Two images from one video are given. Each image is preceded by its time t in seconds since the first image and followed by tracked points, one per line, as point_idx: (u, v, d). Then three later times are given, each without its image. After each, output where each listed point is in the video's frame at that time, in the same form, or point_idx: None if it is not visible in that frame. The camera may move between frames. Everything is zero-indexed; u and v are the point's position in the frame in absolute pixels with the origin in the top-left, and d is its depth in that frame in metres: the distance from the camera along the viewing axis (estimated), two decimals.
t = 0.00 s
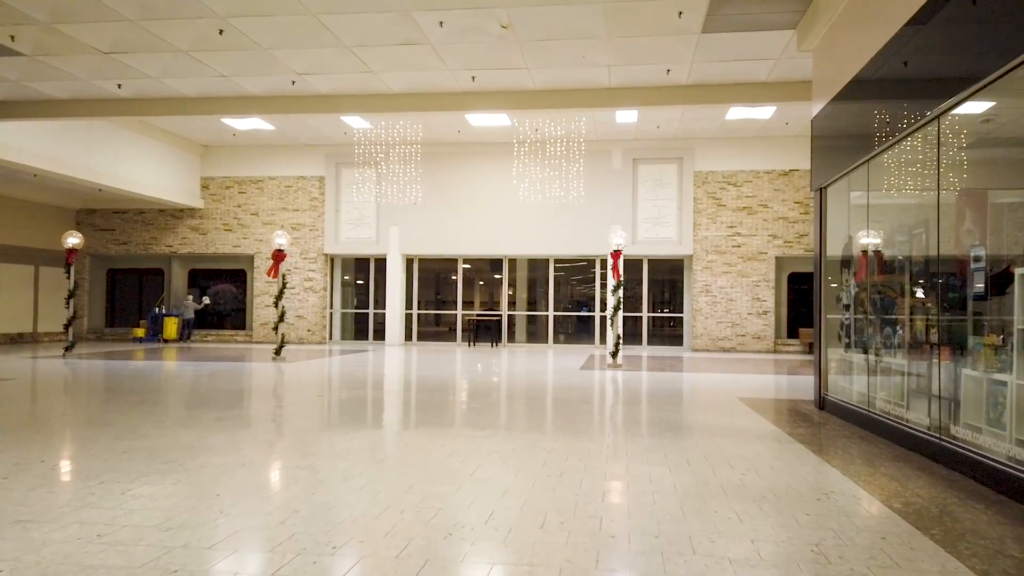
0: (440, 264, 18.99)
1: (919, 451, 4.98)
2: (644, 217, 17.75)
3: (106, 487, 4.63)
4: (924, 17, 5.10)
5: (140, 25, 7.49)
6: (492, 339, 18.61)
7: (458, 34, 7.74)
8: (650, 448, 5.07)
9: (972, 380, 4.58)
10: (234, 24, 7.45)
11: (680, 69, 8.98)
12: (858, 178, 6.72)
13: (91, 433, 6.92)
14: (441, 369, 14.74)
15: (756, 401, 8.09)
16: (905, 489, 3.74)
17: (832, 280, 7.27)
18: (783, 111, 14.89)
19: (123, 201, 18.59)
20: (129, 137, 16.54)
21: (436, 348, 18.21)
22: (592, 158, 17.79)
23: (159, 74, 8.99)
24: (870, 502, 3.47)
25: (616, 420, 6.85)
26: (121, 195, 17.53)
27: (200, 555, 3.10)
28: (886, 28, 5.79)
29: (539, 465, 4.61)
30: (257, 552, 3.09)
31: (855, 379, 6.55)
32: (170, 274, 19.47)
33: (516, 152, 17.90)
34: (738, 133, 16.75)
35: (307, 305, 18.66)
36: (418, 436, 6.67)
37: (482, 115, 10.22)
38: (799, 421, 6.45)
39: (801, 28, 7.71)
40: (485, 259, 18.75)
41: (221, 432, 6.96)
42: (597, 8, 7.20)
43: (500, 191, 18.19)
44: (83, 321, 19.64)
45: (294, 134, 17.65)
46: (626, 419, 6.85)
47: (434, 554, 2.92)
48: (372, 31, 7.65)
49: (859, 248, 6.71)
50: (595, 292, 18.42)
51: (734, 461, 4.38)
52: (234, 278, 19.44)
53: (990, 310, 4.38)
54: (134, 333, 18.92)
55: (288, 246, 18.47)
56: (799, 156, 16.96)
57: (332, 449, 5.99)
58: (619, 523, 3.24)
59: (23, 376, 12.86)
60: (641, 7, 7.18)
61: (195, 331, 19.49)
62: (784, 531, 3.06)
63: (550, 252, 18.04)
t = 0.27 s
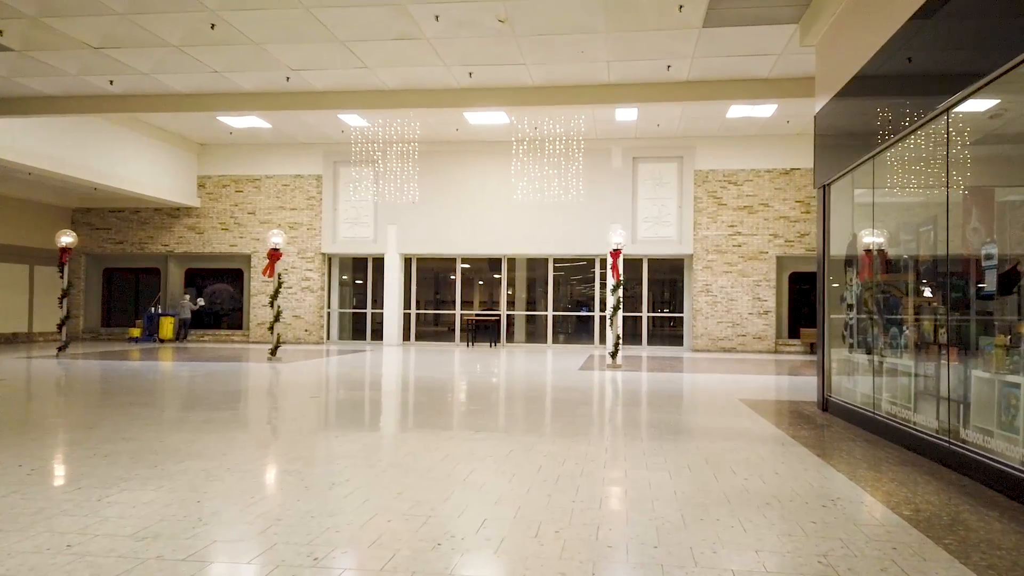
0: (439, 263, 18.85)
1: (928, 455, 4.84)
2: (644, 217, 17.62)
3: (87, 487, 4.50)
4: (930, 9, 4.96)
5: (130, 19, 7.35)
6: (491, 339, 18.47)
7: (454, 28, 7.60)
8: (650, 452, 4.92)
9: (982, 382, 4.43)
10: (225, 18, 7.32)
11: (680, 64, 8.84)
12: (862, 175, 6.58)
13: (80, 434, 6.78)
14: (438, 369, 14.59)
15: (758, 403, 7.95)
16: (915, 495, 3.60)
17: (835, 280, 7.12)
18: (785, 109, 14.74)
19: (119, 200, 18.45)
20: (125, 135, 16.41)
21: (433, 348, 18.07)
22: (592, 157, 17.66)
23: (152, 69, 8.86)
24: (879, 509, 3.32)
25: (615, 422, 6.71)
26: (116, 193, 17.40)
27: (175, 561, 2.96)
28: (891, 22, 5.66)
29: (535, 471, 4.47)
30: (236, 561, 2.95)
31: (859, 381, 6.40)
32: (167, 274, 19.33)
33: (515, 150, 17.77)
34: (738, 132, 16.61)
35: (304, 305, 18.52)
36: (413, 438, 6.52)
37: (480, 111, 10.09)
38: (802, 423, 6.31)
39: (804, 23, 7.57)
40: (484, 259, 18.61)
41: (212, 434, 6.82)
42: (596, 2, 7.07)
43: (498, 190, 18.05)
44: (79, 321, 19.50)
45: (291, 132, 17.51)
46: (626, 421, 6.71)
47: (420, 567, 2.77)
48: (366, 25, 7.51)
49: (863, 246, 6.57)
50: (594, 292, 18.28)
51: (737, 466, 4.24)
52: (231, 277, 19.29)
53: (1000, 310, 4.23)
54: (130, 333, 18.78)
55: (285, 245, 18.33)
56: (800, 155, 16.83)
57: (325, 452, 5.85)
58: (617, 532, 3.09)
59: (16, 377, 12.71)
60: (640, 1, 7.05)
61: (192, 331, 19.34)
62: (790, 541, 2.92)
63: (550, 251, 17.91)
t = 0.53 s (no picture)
0: (436, 262, 18.68)
1: (936, 458, 4.67)
2: (643, 215, 17.45)
3: (62, 491, 4.34)
4: None
5: (115, 11, 7.19)
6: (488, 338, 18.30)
7: (448, 19, 7.43)
8: (648, 455, 4.75)
9: (992, 382, 4.26)
10: (213, 9, 7.15)
11: (679, 58, 8.69)
12: (866, 170, 6.42)
13: (62, 435, 6.61)
14: (435, 369, 14.41)
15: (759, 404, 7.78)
16: (925, 501, 3.43)
17: (838, 277, 6.96)
18: (785, 105, 14.57)
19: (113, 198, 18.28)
20: (118, 132, 16.23)
21: (430, 348, 17.89)
22: (590, 154, 17.50)
23: (140, 63, 8.70)
24: (886, 517, 3.16)
25: (612, 423, 6.54)
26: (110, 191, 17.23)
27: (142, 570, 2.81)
28: (895, 11, 5.49)
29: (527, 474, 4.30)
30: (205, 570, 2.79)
31: (862, 381, 6.23)
32: (161, 273, 19.16)
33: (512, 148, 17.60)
34: (738, 129, 16.44)
35: (299, 304, 18.34)
36: (405, 439, 6.36)
37: (475, 107, 9.93)
38: (803, 424, 6.15)
39: (805, 15, 7.41)
40: (482, 258, 18.44)
41: (198, 435, 6.65)
42: None
43: (496, 188, 17.88)
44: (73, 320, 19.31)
45: (286, 130, 17.33)
46: (623, 422, 6.54)
47: None
48: (357, 16, 7.34)
49: (866, 243, 6.41)
50: (593, 291, 18.11)
51: (736, 470, 4.08)
52: (226, 276, 19.13)
53: (1010, 308, 4.06)
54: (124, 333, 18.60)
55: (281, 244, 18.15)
56: (800, 152, 16.66)
57: (313, 453, 5.68)
58: (610, 543, 2.92)
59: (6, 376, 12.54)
60: None
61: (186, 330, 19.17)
62: (792, 552, 2.75)
63: (548, 250, 17.73)
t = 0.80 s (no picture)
0: (434, 262, 18.55)
1: (947, 465, 4.52)
2: (643, 215, 17.32)
3: (42, 498, 4.19)
4: None
5: (104, 6, 7.06)
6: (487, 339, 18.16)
7: (443, 15, 7.29)
8: (648, 461, 4.61)
9: (1004, 387, 4.12)
10: (203, 5, 7.01)
11: (679, 55, 8.55)
12: (870, 168, 6.29)
13: (49, 439, 6.47)
14: (433, 371, 14.25)
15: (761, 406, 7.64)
16: (937, 513, 3.29)
17: (841, 278, 6.82)
18: (786, 104, 14.42)
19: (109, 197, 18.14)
20: (114, 131, 16.09)
21: (428, 349, 17.75)
22: (589, 154, 17.37)
23: (131, 60, 8.57)
24: (897, 530, 3.02)
25: (611, 426, 6.40)
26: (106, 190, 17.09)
27: None
28: (899, 6, 5.37)
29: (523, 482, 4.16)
30: None
31: (867, 384, 6.09)
32: (157, 273, 19.01)
33: (510, 147, 17.45)
34: (739, 128, 16.30)
35: (296, 304, 18.20)
36: (399, 443, 6.22)
37: (472, 104, 9.79)
38: (807, 428, 6.01)
39: (807, 10, 7.27)
40: (481, 258, 18.30)
41: (188, 439, 6.51)
42: None
43: (494, 187, 17.74)
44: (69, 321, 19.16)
45: (283, 129, 17.20)
46: (622, 426, 6.40)
47: None
48: (351, 13, 7.21)
49: (871, 243, 6.27)
50: (592, 292, 17.97)
51: (738, 478, 3.94)
52: (223, 277, 18.98)
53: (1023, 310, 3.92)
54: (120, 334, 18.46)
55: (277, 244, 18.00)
56: (801, 151, 16.53)
57: (304, 458, 5.54)
58: (607, 559, 2.78)
59: None
60: None
61: (183, 331, 19.02)
62: (799, 569, 2.61)
63: (546, 250, 17.59)
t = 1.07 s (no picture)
0: (433, 261, 18.41)
1: (959, 468, 4.39)
2: (643, 213, 17.19)
3: (24, 500, 4.06)
4: None
5: None
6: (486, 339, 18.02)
7: (439, 8, 7.16)
8: (651, 464, 4.47)
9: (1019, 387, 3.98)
10: None
11: (681, 49, 8.42)
12: (876, 163, 6.15)
13: (37, 440, 6.33)
14: (431, 371, 14.10)
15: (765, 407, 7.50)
16: (952, 519, 3.16)
17: (847, 276, 6.67)
18: (788, 101, 14.29)
19: (105, 196, 18.00)
20: (110, 129, 15.95)
21: (427, 348, 17.60)
22: (589, 152, 17.23)
23: (124, 54, 8.43)
24: (912, 538, 2.88)
25: (612, 427, 6.27)
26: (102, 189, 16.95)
27: None
28: None
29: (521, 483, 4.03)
30: None
31: (875, 384, 5.94)
32: (154, 272, 18.86)
33: (509, 145, 17.31)
34: (740, 125, 16.16)
35: (294, 304, 18.05)
36: (394, 445, 6.08)
37: (471, 100, 9.65)
38: (812, 429, 5.87)
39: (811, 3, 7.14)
40: (480, 257, 18.17)
41: (180, 439, 6.37)
42: None
43: (493, 186, 17.61)
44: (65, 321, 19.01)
45: (280, 127, 17.06)
46: (624, 427, 6.26)
47: None
48: (346, 6, 7.07)
49: (877, 239, 6.13)
50: (592, 291, 17.83)
51: (744, 482, 3.80)
52: (220, 276, 18.84)
53: None
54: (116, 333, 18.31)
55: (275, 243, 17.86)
56: (802, 150, 16.41)
57: (296, 459, 5.41)
58: (608, 568, 2.65)
59: None
60: None
61: (180, 331, 18.88)
62: None
63: (546, 249, 17.46)
